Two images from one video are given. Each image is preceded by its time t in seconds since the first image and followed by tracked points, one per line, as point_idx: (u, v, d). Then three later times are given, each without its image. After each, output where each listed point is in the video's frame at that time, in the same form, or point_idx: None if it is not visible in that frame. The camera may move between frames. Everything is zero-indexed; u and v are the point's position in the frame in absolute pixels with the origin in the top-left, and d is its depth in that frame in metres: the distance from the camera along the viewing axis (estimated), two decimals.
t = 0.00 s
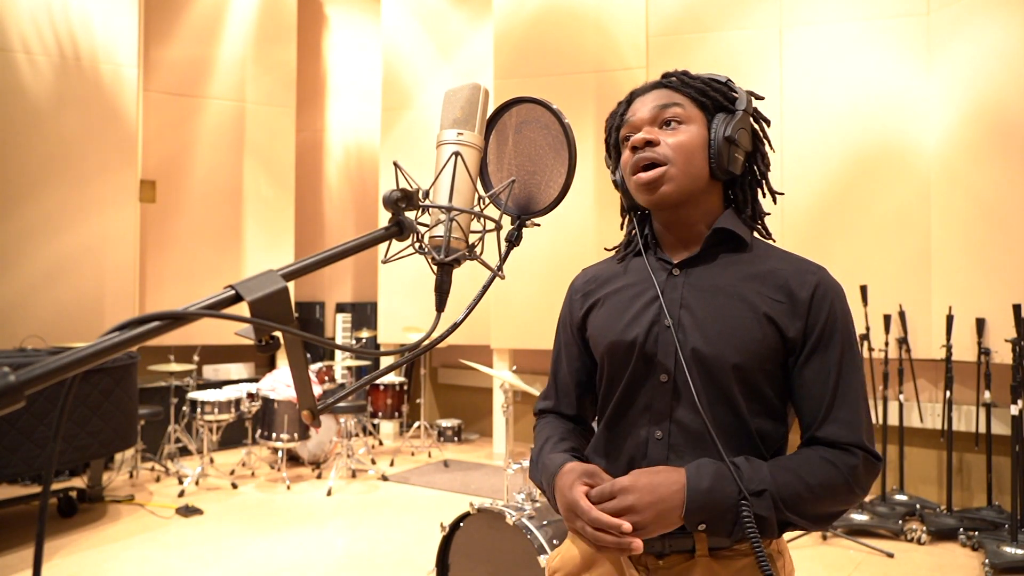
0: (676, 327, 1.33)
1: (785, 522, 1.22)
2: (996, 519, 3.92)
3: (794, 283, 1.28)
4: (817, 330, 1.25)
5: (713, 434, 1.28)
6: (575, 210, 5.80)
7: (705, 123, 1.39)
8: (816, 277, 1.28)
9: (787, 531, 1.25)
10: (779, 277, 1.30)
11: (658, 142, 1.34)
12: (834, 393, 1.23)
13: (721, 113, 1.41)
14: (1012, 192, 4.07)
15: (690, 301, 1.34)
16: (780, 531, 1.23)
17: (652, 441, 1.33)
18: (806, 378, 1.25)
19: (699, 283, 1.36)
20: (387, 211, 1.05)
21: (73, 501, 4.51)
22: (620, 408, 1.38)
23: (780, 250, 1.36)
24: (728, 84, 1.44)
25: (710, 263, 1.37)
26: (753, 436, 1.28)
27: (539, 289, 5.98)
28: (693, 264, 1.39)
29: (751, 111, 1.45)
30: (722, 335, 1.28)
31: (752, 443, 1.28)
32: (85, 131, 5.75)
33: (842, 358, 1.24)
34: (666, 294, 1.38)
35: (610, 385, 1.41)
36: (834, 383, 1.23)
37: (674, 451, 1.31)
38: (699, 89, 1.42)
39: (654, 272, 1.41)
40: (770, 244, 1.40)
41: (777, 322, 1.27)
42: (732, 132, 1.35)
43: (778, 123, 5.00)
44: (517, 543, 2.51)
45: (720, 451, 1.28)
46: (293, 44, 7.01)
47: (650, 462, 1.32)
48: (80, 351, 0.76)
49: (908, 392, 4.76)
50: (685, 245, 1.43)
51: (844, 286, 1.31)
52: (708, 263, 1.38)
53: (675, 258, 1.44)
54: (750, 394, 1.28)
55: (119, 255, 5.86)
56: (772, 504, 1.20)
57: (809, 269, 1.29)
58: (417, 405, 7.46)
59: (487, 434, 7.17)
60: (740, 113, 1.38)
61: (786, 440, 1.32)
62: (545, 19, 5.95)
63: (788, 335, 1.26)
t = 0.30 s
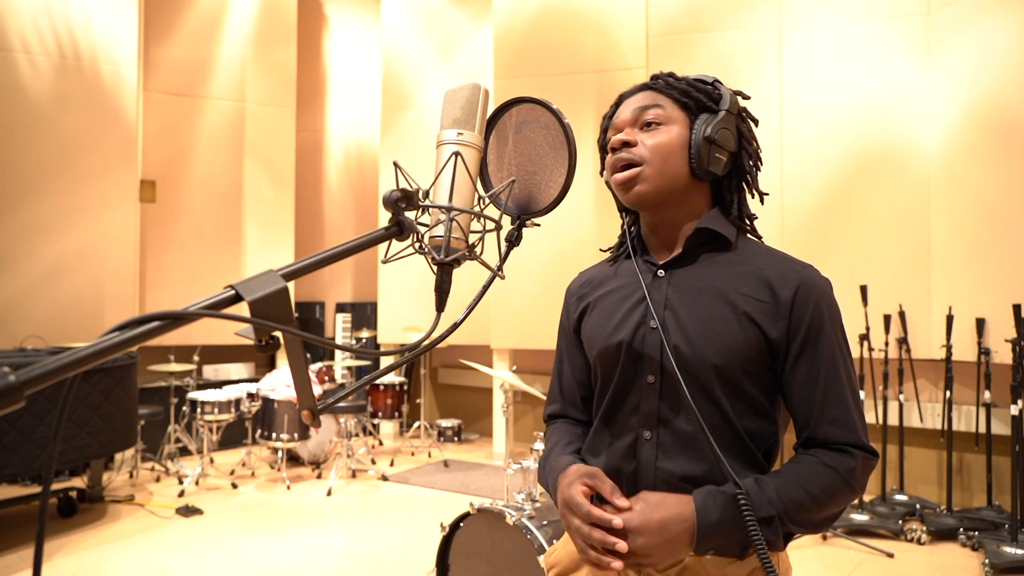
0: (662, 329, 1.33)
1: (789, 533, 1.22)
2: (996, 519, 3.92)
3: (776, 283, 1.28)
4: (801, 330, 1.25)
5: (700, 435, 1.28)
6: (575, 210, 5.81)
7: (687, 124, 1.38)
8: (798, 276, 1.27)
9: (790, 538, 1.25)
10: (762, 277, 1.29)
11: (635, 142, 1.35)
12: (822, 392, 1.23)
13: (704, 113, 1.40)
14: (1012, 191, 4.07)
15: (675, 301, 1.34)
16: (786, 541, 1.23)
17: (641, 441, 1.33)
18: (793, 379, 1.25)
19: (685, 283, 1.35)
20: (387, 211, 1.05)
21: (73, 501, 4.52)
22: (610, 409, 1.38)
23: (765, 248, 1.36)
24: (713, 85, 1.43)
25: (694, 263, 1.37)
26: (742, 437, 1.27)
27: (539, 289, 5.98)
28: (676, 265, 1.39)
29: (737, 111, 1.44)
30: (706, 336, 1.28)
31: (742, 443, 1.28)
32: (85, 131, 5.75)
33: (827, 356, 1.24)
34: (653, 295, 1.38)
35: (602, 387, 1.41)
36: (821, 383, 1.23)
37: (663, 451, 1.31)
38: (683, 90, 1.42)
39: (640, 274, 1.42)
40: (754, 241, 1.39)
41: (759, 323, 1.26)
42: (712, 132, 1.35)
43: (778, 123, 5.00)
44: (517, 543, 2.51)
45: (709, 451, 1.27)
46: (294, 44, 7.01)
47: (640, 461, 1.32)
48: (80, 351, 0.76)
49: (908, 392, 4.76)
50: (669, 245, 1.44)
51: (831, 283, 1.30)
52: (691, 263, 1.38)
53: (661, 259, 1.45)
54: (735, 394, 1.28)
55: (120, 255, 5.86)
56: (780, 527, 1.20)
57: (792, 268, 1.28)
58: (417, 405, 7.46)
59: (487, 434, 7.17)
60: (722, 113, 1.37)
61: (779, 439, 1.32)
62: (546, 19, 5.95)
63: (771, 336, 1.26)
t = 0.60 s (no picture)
0: (662, 332, 1.33)
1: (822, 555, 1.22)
2: (996, 519, 3.93)
3: (774, 286, 1.28)
4: (799, 332, 1.25)
5: (704, 437, 1.27)
6: (575, 210, 5.81)
7: (685, 126, 1.38)
8: (796, 278, 1.27)
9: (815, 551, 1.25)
10: (760, 280, 1.29)
11: (634, 146, 1.35)
12: (823, 393, 1.24)
13: (702, 116, 1.40)
14: (1012, 191, 4.08)
15: (674, 304, 1.35)
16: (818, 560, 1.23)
17: (645, 443, 1.33)
18: (794, 380, 1.26)
19: (686, 286, 1.35)
20: (387, 211, 1.05)
21: (73, 501, 4.52)
22: (613, 412, 1.38)
23: (763, 250, 1.35)
24: (711, 87, 1.43)
25: (693, 266, 1.37)
26: (744, 438, 1.27)
27: (538, 289, 5.98)
28: (676, 268, 1.39)
29: (734, 114, 1.44)
30: (705, 339, 1.29)
31: (746, 445, 1.28)
32: (85, 131, 5.75)
33: (826, 358, 1.24)
34: (653, 298, 1.38)
35: (604, 388, 1.41)
36: (822, 383, 1.24)
37: (666, 452, 1.31)
38: (681, 92, 1.42)
39: (639, 276, 1.42)
40: (752, 242, 1.39)
41: (756, 325, 1.27)
42: (709, 136, 1.35)
43: (778, 123, 5.00)
44: (517, 543, 2.51)
45: (711, 452, 1.27)
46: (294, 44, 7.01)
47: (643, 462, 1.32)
48: (80, 351, 0.76)
49: (908, 392, 4.76)
50: (666, 248, 1.44)
51: (829, 284, 1.30)
52: (689, 266, 1.38)
53: (659, 262, 1.44)
54: (735, 395, 1.28)
55: (119, 255, 5.86)
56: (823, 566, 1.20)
57: (789, 270, 1.28)
58: (417, 405, 7.47)
59: (487, 434, 7.17)
60: (720, 116, 1.37)
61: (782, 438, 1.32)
62: (546, 19, 5.96)
63: (769, 337, 1.26)
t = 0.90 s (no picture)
0: (677, 334, 1.33)
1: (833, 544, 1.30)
2: (996, 519, 3.93)
3: (784, 285, 1.32)
4: (808, 329, 1.31)
5: (721, 437, 1.29)
6: (574, 210, 5.81)
7: (695, 131, 1.40)
8: (804, 278, 1.32)
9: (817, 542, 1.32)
10: (769, 280, 1.33)
11: (657, 150, 1.34)
12: (828, 386, 1.30)
13: (708, 122, 1.42)
14: (1012, 191, 4.08)
15: (687, 306, 1.35)
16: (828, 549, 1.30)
17: (662, 446, 1.32)
18: (800, 376, 1.31)
19: (698, 289, 1.36)
20: (387, 211, 1.05)
21: (73, 500, 4.51)
22: (623, 417, 1.36)
23: (759, 250, 1.40)
24: (713, 92, 1.45)
25: (704, 270, 1.38)
26: (757, 436, 1.30)
27: (538, 289, 5.98)
28: (685, 271, 1.39)
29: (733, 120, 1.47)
30: (724, 340, 1.30)
31: (757, 443, 1.31)
32: (85, 131, 5.75)
33: (829, 353, 1.31)
34: (662, 301, 1.37)
35: (611, 393, 1.39)
36: (827, 376, 1.30)
37: (683, 454, 1.31)
38: (689, 96, 1.43)
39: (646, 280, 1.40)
40: (746, 243, 1.43)
41: (771, 324, 1.30)
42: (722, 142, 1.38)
43: (778, 123, 4.99)
44: (517, 543, 2.51)
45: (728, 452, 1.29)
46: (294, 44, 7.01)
47: (661, 464, 1.32)
48: (80, 351, 0.76)
49: (908, 392, 4.75)
50: (672, 253, 1.44)
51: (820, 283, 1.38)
52: (702, 269, 1.38)
53: (665, 265, 1.44)
54: (750, 394, 1.30)
55: (119, 255, 5.86)
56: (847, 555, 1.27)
57: (796, 270, 1.33)
58: (417, 406, 7.46)
59: (487, 434, 7.17)
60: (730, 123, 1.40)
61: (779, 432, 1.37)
62: (546, 19, 5.95)
63: (782, 335, 1.30)
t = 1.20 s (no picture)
0: (671, 329, 1.34)
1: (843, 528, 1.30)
2: (996, 519, 3.93)
3: (775, 278, 1.34)
4: (799, 320, 1.33)
5: (716, 432, 1.29)
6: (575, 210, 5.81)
7: (677, 127, 1.43)
8: (793, 270, 1.35)
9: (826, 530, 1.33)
10: (760, 273, 1.35)
11: (649, 144, 1.35)
12: (819, 377, 1.32)
13: (687, 120, 1.45)
14: (1012, 191, 4.08)
15: (681, 302, 1.36)
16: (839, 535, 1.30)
17: (658, 445, 1.32)
18: (793, 368, 1.33)
19: (690, 285, 1.37)
20: (387, 211, 1.05)
21: (73, 500, 4.51)
22: (618, 417, 1.35)
23: (746, 246, 1.43)
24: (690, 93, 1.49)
25: (694, 264, 1.39)
26: (752, 429, 1.31)
27: (538, 289, 5.98)
28: (674, 267, 1.40)
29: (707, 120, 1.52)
30: (718, 333, 1.31)
31: (751, 437, 1.32)
32: (85, 131, 5.75)
33: (819, 344, 1.34)
34: (654, 299, 1.38)
35: (604, 394, 1.38)
36: (818, 367, 1.32)
37: (680, 451, 1.31)
38: (670, 95, 1.45)
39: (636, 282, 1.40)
40: (731, 240, 1.46)
41: (764, 316, 1.32)
42: (704, 138, 1.41)
43: (778, 123, 4.99)
44: (516, 543, 2.51)
45: (724, 447, 1.29)
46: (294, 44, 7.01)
47: (658, 461, 1.31)
48: (80, 351, 0.76)
49: (908, 392, 4.75)
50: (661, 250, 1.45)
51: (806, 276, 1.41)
52: (690, 262, 1.40)
53: (654, 262, 1.45)
54: (745, 388, 1.31)
55: (119, 255, 5.86)
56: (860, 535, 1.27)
57: (784, 262, 1.36)
58: (417, 405, 7.46)
59: (486, 434, 7.17)
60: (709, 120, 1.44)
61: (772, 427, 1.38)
62: (546, 19, 5.95)
63: (775, 326, 1.32)
